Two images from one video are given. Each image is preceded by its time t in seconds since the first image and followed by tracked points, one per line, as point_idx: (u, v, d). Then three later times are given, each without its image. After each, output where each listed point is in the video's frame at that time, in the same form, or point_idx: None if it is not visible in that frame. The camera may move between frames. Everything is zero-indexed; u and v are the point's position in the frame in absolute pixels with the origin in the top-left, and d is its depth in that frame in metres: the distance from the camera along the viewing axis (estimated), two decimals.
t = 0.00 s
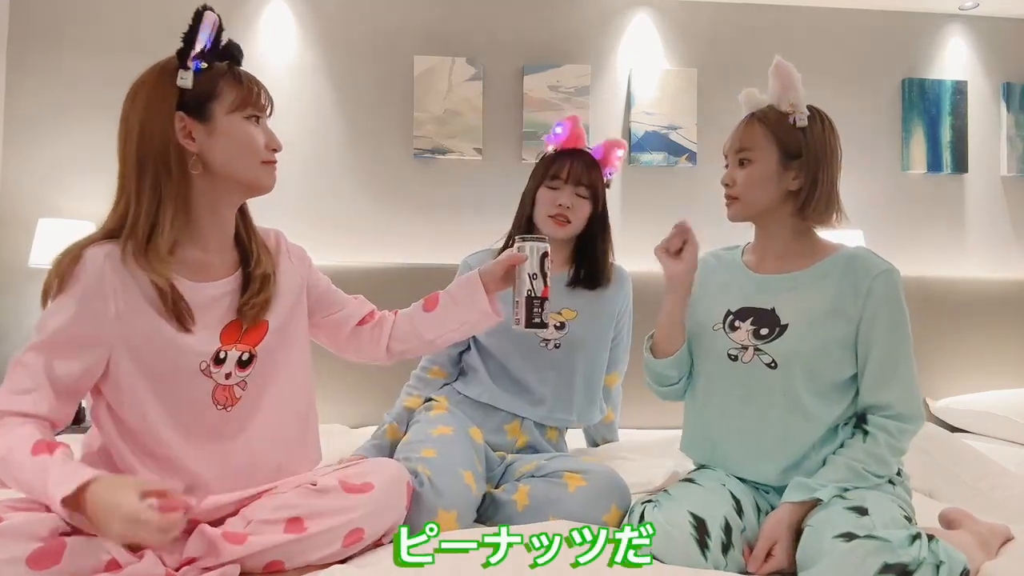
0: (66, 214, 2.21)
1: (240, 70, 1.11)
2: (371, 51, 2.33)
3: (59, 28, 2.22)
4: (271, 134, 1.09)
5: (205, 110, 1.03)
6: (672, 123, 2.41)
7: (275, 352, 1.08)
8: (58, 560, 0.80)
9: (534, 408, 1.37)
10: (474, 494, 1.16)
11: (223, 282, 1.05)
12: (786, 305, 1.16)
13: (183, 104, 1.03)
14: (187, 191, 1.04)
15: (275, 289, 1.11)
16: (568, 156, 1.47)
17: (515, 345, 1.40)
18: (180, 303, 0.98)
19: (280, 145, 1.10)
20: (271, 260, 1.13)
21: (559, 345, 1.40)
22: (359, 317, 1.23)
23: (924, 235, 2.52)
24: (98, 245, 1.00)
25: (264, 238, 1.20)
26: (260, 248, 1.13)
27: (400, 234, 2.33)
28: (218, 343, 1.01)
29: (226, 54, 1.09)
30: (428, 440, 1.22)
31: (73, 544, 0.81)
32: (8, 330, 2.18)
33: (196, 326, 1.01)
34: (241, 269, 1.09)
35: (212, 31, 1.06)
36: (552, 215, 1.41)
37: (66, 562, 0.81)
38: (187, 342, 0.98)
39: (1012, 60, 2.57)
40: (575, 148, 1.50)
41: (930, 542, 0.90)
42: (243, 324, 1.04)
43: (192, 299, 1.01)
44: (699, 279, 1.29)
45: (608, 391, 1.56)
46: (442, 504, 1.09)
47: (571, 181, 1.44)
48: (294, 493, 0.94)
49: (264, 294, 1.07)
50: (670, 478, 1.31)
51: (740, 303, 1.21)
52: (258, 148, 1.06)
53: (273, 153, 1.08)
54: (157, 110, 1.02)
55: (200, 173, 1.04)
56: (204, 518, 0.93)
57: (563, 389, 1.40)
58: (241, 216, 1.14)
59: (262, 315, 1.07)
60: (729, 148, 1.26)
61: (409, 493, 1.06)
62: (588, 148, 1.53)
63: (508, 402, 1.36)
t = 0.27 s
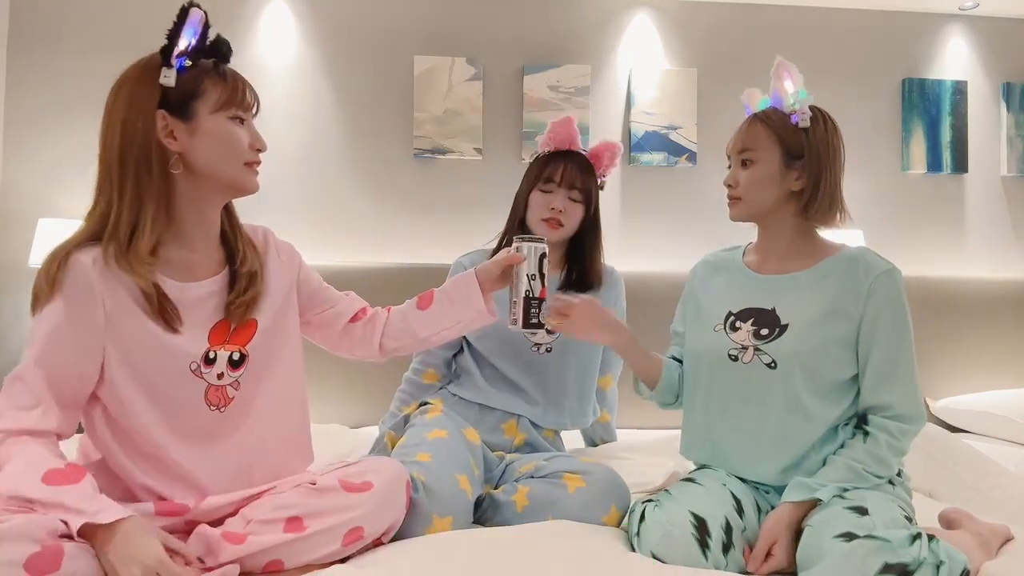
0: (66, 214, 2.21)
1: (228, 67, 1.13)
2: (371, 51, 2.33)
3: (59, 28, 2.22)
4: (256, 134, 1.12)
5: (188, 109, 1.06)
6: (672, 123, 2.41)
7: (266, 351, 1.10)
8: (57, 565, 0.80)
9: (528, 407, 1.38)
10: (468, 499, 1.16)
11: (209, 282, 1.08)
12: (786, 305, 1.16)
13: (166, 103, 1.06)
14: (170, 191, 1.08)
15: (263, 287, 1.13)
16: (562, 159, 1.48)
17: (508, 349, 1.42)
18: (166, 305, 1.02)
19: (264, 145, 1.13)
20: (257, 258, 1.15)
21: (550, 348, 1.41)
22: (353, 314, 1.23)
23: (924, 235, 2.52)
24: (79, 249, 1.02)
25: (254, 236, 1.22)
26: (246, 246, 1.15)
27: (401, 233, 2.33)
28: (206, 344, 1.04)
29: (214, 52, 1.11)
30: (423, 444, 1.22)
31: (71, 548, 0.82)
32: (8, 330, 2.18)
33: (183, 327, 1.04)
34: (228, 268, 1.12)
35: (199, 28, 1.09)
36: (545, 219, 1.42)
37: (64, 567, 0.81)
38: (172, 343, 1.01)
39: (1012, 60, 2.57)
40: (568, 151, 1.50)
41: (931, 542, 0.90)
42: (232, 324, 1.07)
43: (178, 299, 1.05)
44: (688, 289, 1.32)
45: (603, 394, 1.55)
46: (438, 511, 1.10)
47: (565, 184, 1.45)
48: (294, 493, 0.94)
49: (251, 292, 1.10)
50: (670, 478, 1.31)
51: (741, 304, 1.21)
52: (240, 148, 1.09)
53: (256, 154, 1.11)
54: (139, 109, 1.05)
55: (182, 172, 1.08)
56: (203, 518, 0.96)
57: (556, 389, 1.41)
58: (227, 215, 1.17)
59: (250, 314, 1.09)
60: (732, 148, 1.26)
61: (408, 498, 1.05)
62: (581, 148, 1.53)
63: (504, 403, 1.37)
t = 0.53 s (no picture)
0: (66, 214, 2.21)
1: (219, 65, 1.14)
2: (371, 51, 2.33)
3: (59, 28, 2.22)
4: (247, 132, 1.12)
5: (179, 108, 1.06)
6: (672, 123, 2.41)
7: (263, 350, 1.10)
8: (56, 566, 0.80)
9: (529, 408, 1.38)
10: (468, 498, 1.16)
11: (203, 281, 1.08)
12: (788, 306, 1.16)
13: (156, 103, 1.06)
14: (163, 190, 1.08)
15: (259, 284, 1.14)
16: (550, 160, 1.48)
17: (507, 350, 1.42)
18: (160, 304, 1.02)
19: (256, 144, 1.13)
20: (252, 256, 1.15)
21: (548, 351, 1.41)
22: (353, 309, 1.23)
23: (924, 235, 2.52)
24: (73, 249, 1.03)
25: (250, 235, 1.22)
26: (242, 245, 1.15)
27: (401, 233, 2.33)
28: (202, 344, 1.04)
29: (204, 50, 1.12)
30: (422, 444, 1.22)
31: (70, 548, 0.82)
32: (7, 329, 2.18)
33: (177, 326, 1.04)
34: (222, 267, 1.12)
35: (188, 26, 1.10)
36: (538, 223, 1.42)
37: (62, 568, 0.80)
38: (167, 342, 1.01)
39: (1012, 60, 2.57)
40: (558, 151, 1.50)
41: (931, 542, 0.90)
42: (228, 323, 1.07)
43: (172, 298, 1.05)
44: (688, 286, 1.32)
45: (602, 394, 1.55)
46: (438, 511, 1.10)
47: (555, 186, 1.45)
48: (294, 493, 0.94)
49: (246, 291, 1.10)
50: (669, 478, 1.31)
51: (742, 304, 1.21)
52: (232, 146, 1.09)
53: (248, 153, 1.11)
54: (129, 110, 1.06)
55: (174, 171, 1.08)
56: (202, 519, 0.96)
57: (555, 390, 1.41)
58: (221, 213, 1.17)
59: (245, 313, 1.09)
60: (734, 147, 1.26)
61: (408, 498, 1.05)
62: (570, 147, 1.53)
63: (504, 402, 1.37)
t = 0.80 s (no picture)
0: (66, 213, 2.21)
1: (220, 66, 1.14)
2: (371, 51, 2.33)
3: (59, 27, 2.22)
4: (246, 132, 1.12)
5: (177, 108, 1.07)
6: (672, 123, 2.41)
7: (262, 349, 1.10)
8: (56, 565, 0.80)
9: (529, 407, 1.38)
10: (469, 498, 1.16)
11: (201, 281, 1.08)
12: (787, 306, 1.16)
13: (155, 102, 1.07)
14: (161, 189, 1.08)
15: (258, 283, 1.14)
16: (543, 158, 1.49)
17: (508, 351, 1.42)
18: (159, 304, 1.02)
19: (255, 144, 1.13)
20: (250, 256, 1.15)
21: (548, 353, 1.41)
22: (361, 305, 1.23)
23: (924, 235, 2.52)
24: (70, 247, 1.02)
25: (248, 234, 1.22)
26: (241, 244, 1.15)
27: (401, 233, 2.33)
28: (201, 343, 1.04)
29: (205, 52, 1.13)
30: (423, 443, 1.22)
31: (70, 548, 0.82)
32: (7, 330, 2.18)
33: (176, 325, 1.04)
34: (221, 266, 1.12)
35: (188, 26, 1.10)
36: (537, 222, 1.42)
37: (62, 568, 0.80)
38: (166, 341, 1.01)
39: (1012, 60, 2.57)
40: (550, 147, 1.52)
41: (931, 542, 0.90)
42: (226, 323, 1.07)
43: (170, 298, 1.05)
44: (687, 287, 1.32)
45: (603, 395, 1.55)
46: (438, 510, 1.10)
47: (552, 184, 1.45)
48: (294, 493, 0.94)
49: (244, 291, 1.10)
50: (670, 478, 1.31)
51: (741, 305, 1.21)
52: (230, 146, 1.09)
53: (248, 153, 1.11)
54: (127, 108, 1.06)
55: (172, 170, 1.08)
56: (202, 519, 0.96)
57: (556, 390, 1.41)
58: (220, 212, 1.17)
59: (244, 312, 1.09)
60: (733, 147, 1.26)
61: (408, 497, 1.05)
62: (563, 145, 1.54)
63: (504, 402, 1.37)
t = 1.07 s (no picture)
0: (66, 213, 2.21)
1: (217, 66, 1.14)
2: (371, 51, 2.33)
3: (59, 27, 2.22)
4: (243, 131, 1.12)
5: (174, 107, 1.07)
6: (672, 123, 2.41)
7: (262, 348, 1.10)
8: (56, 565, 0.80)
9: (529, 407, 1.38)
10: (469, 498, 1.16)
11: (199, 280, 1.07)
12: (784, 307, 1.16)
13: (152, 101, 1.07)
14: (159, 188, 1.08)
15: (258, 281, 1.13)
16: (540, 156, 1.48)
17: (508, 352, 1.42)
18: (157, 302, 1.02)
19: (252, 142, 1.13)
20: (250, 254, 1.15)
21: (550, 354, 1.41)
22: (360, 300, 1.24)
23: (924, 235, 2.52)
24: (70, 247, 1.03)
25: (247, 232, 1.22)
26: (239, 242, 1.15)
27: (400, 233, 2.33)
28: (199, 341, 1.04)
29: (203, 51, 1.12)
30: (423, 444, 1.22)
31: (70, 548, 0.82)
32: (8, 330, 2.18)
33: (174, 325, 1.04)
34: (220, 265, 1.12)
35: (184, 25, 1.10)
36: (539, 220, 1.43)
37: (62, 567, 0.81)
38: (164, 341, 1.01)
39: (1012, 60, 2.57)
40: (545, 147, 1.52)
41: (931, 543, 0.90)
42: (225, 322, 1.07)
43: (169, 297, 1.05)
44: (683, 288, 1.31)
45: (604, 396, 1.55)
46: (438, 510, 1.10)
47: (550, 182, 1.45)
48: (294, 492, 0.94)
49: (242, 288, 1.09)
50: (669, 478, 1.31)
51: (738, 307, 1.21)
52: (227, 144, 1.09)
53: (245, 151, 1.11)
54: (124, 107, 1.06)
55: (171, 168, 1.08)
56: (203, 519, 0.96)
57: (556, 388, 1.41)
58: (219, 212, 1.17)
59: (243, 310, 1.09)
60: (730, 146, 1.25)
61: (408, 497, 1.05)
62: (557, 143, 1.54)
63: (504, 402, 1.37)
